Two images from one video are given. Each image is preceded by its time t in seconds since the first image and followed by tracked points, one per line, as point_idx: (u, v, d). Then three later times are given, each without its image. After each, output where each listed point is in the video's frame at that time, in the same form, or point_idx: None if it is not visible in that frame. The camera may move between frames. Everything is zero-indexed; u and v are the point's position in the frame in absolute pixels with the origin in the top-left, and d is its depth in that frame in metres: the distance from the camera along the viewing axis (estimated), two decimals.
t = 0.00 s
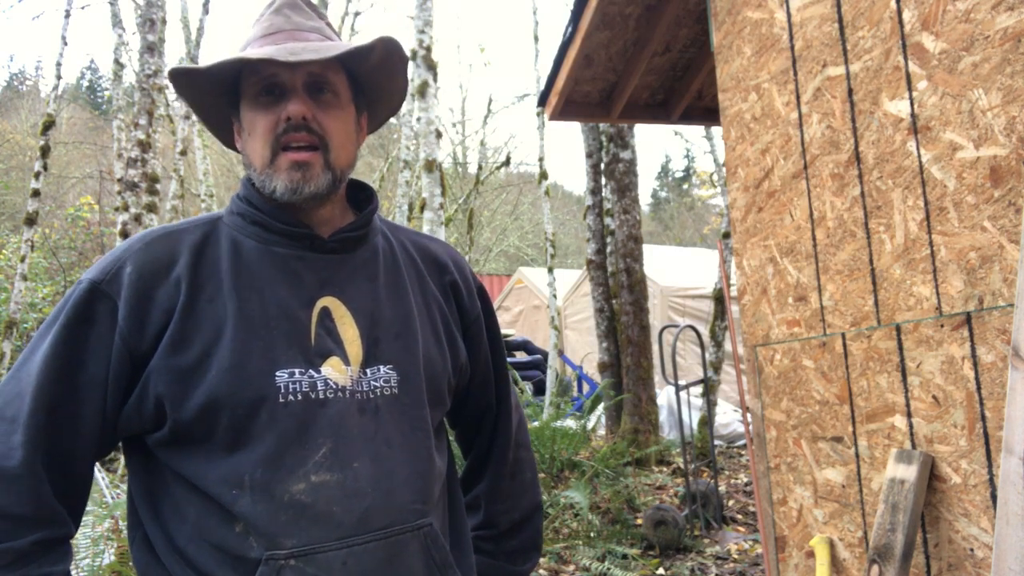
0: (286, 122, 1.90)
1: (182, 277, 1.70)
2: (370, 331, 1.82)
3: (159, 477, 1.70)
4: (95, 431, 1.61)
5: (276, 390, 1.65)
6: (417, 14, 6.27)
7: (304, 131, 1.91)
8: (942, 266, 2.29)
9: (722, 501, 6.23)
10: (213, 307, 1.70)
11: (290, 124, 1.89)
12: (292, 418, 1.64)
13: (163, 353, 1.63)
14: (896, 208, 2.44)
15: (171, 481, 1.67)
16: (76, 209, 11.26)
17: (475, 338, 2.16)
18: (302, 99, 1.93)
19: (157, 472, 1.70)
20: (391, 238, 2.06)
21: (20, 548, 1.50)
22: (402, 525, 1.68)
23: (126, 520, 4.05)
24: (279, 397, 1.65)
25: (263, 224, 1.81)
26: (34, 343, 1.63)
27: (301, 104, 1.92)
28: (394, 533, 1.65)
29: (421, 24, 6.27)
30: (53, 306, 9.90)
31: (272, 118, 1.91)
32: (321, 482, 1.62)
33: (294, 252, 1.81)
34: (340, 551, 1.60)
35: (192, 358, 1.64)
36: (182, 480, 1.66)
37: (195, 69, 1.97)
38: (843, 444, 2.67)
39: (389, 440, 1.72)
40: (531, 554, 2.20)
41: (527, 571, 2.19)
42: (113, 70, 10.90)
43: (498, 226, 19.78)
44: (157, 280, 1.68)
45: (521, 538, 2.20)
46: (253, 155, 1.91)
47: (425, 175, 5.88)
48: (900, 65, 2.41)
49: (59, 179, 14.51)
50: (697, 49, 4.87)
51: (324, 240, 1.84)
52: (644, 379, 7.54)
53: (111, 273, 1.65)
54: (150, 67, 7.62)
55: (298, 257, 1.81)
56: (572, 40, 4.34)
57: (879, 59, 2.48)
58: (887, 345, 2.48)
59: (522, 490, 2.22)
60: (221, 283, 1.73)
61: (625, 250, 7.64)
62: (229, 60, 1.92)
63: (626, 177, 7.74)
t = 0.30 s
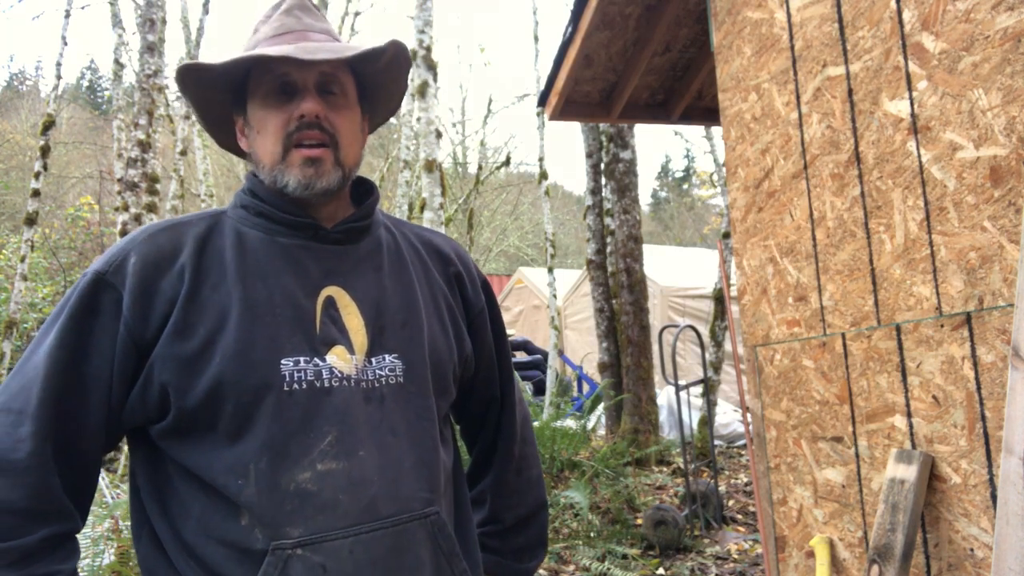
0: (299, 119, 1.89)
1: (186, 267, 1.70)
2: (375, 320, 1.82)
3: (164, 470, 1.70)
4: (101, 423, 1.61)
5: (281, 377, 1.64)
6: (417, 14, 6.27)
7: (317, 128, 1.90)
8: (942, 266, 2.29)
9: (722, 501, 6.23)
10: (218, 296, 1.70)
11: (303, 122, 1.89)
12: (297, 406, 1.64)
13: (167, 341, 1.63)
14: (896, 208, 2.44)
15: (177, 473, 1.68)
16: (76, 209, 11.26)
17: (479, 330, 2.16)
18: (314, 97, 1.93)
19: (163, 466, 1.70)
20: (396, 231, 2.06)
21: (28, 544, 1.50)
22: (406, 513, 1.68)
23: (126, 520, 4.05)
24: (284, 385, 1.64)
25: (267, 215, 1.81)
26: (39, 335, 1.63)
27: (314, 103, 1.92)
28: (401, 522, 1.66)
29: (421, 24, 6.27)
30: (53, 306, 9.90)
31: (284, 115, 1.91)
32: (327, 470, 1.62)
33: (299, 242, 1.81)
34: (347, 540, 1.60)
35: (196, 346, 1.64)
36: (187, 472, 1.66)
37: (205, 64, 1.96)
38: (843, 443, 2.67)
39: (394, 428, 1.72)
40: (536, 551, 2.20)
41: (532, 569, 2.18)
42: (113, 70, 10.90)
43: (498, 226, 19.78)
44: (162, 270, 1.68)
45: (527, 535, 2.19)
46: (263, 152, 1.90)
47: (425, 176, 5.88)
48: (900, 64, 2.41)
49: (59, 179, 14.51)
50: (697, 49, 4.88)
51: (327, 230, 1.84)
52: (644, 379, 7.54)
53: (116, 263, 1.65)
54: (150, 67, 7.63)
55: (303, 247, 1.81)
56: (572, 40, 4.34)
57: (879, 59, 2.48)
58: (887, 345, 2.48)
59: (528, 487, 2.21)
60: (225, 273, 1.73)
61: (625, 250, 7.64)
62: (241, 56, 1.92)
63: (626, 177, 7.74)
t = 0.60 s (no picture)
0: (353, 118, 1.90)
1: (187, 265, 1.69)
2: (376, 318, 1.82)
3: (167, 470, 1.70)
4: (102, 423, 1.61)
5: (284, 374, 1.64)
6: (417, 14, 6.27)
7: (366, 130, 1.93)
8: (942, 266, 2.29)
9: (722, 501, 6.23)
10: (220, 294, 1.70)
11: (357, 121, 1.90)
12: (300, 403, 1.64)
13: (169, 340, 1.63)
14: (896, 208, 2.44)
15: (179, 473, 1.67)
16: (76, 209, 11.26)
17: (478, 328, 2.16)
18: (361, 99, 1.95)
19: (165, 466, 1.70)
20: (397, 230, 2.06)
21: (30, 547, 1.49)
22: (411, 510, 1.68)
23: (126, 520, 4.05)
24: (287, 382, 1.64)
25: (268, 213, 1.81)
26: (38, 335, 1.63)
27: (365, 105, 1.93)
28: (405, 518, 1.66)
29: (421, 24, 6.27)
30: (53, 305, 9.90)
31: (333, 111, 1.89)
32: (332, 467, 1.62)
33: (301, 240, 1.81)
34: (352, 536, 1.60)
35: (199, 344, 1.64)
36: (189, 471, 1.66)
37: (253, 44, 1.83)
38: (843, 444, 2.67)
39: (398, 424, 1.72)
40: (538, 549, 2.19)
41: (534, 568, 2.18)
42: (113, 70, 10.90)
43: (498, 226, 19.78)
44: (163, 268, 1.68)
45: (529, 533, 2.19)
46: (304, 145, 1.87)
47: (425, 175, 5.88)
48: (900, 65, 2.41)
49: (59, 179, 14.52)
50: (697, 49, 4.88)
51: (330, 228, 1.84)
52: (644, 379, 7.54)
53: (116, 262, 1.66)
54: (150, 67, 7.63)
55: (305, 244, 1.81)
56: (572, 40, 4.34)
57: (879, 59, 2.48)
58: (887, 345, 2.48)
59: (529, 486, 2.21)
60: (227, 271, 1.73)
61: (625, 250, 7.63)
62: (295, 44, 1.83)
63: (626, 177, 7.74)
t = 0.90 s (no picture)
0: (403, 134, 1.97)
1: (197, 264, 1.67)
2: (383, 321, 1.84)
3: (169, 471, 1.68)
4: (106, 424, 1.58)
5: (301, 377, 1.65)
6: (417, 14, 6.27)
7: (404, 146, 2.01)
8: (942, 266, 2.29)
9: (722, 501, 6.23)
10: (231, 294, 1.67)
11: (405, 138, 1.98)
12: (318, 404, 1.65)
13: (181, 341, 1.60)
14: (896, 208, 2.44)
15: (185, 474, 1.66)
16: (76, 209, 11.27)
17: (468, 330, 2.18)
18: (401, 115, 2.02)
19: (168, 466, 1.68)
20: (391, 234, 2.07)
21: (31, 555, 1.47)
22: (424, 509, 1.72)
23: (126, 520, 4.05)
24: (305, 384, 1.65)
25: (276, 213, 1.80)
26: (36, 332, 1.58)
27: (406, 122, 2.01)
28: (419, 515, 1.70)
29: (421, 24, 6.27)
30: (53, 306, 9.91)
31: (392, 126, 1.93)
32: (349, 467, 1.64)
33: (310, 240, 1.81)
34: (371, 535, 1.63)
35: (212, 346, 1.62)
36: (196, 473, 1.65)
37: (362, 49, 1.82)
38: (843, 444, 2.67)
39: (408, 424, 1.75)
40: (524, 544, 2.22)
41: (518, 564, 2.20)
42: (113, 70, 10.90)
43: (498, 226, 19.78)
44: (171, 267, 1.65)
45: (514, 530, 2.20)
46: (365, 156, 1.89)
47: (425, 176, 5.88)
48: (900, 64, 2.41)
49: (59, 179, 14.53)
50: (697, 49, 4.88)
51: (337, 228, 1.85)
52: (644, 379, 7.54)
53: (121, 259, 1.62)
54: (150, 67, 7.62)
55: (314, 245, 1.81)
56: (572, 40, 4.33)
57: (879, 59, 2.48)
58: (887, 345, 2.48)
59: (513, 483, 2.23)
60: (237, 271, 1.71)
61: (625, 250, 7.63)
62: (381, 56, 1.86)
63: (626, 177, 7.74)
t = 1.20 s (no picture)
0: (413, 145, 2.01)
1: (223, 266, 1.65)
2: (388, 329, 1.91)
3: (184, 476, 1.65)
4: (127, 428, 1.53)
5: (329, 382, 1.69)
6: (417, 14, 6.28)
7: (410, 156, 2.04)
8: (942, 266, 2.29)
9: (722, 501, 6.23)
10: (255, 298, 1.67)
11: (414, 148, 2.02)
12: (345, 409, 1.70)
13: (210, 345, 1.58)
14: (896, 208, 2.44)
15: (202, 479, 1.63)
16: (76, 209, 11.28)
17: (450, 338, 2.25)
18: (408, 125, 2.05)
19: (181, 471, 1.65)
20: (381, 246, 2.10)
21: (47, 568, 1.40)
22: (441, 508, 1.81)
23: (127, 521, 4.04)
24: (333, 390, 1.69)
25: (296, 217, 1.80)
26: (48, 331, 1.49)
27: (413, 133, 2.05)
28: (437, 515, 1.78)
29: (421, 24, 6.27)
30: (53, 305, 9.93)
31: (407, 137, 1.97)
32: (376, 469, 1.69)
33: (328, 247, 1.84)
34: (400, 535, 1.69)
35: (241, 351, 1.62)
36: (218, 479, 1.63)
37: (400, 61, 1.86)
38: (843, 444, 2.67)
39: (420, 429, 1.83)
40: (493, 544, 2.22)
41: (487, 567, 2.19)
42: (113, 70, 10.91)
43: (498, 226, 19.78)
44: (196, 268, 1.62)
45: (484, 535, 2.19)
46: (384, 166, 1.91)
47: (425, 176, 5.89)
48: (900, 65, 2.41)
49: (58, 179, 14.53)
50: (697, 49, 4.88)
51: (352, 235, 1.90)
52: (644, 379, 7.55)
53: (145, 258, 1.57)
54: (150, 67, 7.62)
55: (331, 252, 1.85)
56: (572, 40, 4.33)
57: (879, 59, 2.48)
58: (887, 345, 2.48)
59: (474, 491, 2.19)
60: (260, 275, 1.70)
61: (625, 250, 7.63)
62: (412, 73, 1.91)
63: (626, 178, 7.74)
